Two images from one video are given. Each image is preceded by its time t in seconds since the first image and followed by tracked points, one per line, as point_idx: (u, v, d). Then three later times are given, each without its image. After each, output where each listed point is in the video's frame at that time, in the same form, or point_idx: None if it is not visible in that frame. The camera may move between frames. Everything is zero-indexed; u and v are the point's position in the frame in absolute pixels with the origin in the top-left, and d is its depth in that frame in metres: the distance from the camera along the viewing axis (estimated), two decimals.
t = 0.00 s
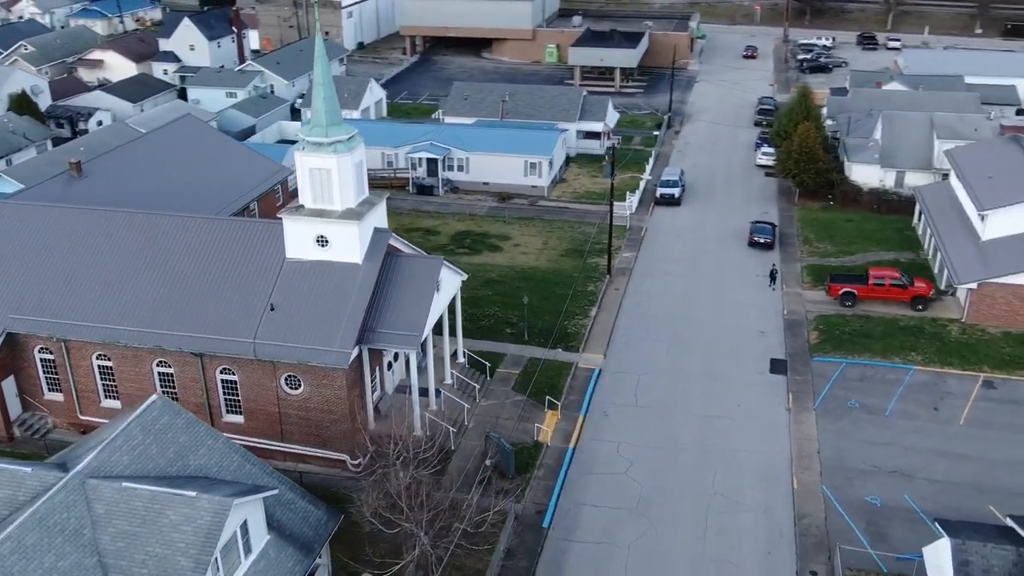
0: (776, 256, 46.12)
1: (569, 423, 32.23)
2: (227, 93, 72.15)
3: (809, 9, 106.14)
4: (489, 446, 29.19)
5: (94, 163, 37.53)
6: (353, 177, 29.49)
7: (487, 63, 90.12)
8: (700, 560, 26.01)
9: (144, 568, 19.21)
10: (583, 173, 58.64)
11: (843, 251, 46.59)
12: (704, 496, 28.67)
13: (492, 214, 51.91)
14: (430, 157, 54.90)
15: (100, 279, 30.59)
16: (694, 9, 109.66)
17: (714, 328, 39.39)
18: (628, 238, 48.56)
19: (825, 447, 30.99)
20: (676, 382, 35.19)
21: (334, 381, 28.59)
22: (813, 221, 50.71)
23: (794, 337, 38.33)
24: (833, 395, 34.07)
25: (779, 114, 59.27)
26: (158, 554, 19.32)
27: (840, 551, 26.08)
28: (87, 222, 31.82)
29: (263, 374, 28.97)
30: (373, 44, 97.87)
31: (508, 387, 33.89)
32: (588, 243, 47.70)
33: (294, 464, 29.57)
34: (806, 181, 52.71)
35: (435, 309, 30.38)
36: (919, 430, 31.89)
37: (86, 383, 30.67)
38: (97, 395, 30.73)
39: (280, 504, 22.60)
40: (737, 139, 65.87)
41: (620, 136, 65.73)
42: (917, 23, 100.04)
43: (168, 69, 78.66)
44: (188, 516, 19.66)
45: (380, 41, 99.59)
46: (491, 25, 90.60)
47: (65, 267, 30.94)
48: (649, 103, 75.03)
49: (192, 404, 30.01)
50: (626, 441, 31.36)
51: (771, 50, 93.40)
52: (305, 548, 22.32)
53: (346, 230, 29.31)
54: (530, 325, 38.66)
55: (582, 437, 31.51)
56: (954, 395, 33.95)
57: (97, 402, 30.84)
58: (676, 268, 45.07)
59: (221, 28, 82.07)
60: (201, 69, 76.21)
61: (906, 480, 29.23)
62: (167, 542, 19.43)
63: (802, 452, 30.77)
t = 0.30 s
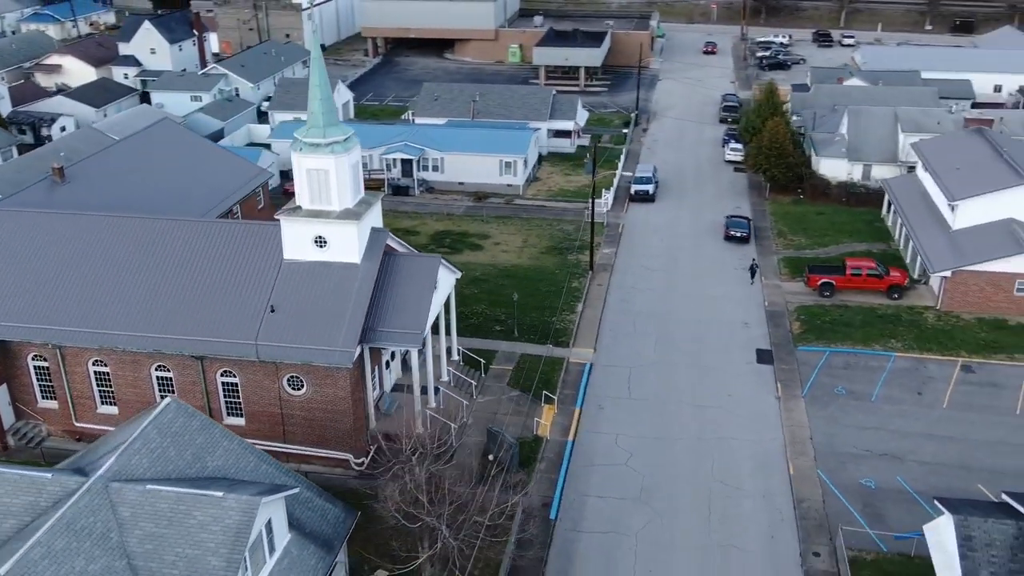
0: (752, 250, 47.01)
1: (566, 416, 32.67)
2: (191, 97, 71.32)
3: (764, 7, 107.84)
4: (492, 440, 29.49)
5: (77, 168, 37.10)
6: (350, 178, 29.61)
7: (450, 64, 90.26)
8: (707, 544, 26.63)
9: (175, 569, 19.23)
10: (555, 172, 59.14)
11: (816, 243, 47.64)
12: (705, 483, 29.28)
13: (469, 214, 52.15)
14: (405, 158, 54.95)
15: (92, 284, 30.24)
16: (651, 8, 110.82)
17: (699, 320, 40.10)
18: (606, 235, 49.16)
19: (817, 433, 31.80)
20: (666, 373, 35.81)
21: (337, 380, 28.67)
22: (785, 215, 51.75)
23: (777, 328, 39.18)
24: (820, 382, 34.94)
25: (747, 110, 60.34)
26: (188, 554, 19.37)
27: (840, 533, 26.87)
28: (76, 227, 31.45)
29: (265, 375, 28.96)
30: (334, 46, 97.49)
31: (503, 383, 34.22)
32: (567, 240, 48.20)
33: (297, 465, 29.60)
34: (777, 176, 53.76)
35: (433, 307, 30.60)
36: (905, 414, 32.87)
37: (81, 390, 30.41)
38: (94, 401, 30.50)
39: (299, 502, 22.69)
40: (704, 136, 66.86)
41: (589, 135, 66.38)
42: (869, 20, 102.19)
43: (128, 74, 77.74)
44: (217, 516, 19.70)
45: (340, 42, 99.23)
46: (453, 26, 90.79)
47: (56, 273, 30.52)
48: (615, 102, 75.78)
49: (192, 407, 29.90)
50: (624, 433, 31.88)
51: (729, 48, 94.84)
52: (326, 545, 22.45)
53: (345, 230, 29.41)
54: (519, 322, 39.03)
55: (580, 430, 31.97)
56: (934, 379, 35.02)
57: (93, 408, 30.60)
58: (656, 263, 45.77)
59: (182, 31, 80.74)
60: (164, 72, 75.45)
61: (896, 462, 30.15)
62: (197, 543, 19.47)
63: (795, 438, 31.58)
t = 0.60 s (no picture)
0: (739, 244, 47.81)
1: (572, 410, 33.13)
2: (167, 99, 70.70)
3: (730, 5, 109.19)
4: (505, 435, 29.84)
5: (72, 171, 36.83)
6: (358, 176, 29.77)
7: (423, 64, 90.37)
8: (722, 531, 27.24)
9: (216, 566, 19.31)
10: (539, 170, 59.61)
11: (801, 236, 48.57)
12: (714, 473, 29.88)
13: (457, 213, 52.39)
14: (390, 158, 55.01)
15: (98, 288, 30.16)
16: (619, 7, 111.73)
17: (693, 314, 40.82)
18: (595, 231, 49.69)
19: (818, 421, 32.59)
20: (665, 367, 36.47)
21: (351, 378, 28.81)
22: (768, 209, 52.67)
23: (770, 320, 40.00)
24: (816, 372, 35.79)
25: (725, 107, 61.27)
26: (229, 551, 19.45)
27: (850, 516, 27.59)
28: (78, 231, 31.37)
29: (277, 375, 29.04)
30: (305, 47, 97.17)
31: (508, 379, 34.58)
32: (557, 237, 48.66)
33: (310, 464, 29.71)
34: (758, 171, 54.68)
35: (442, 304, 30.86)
36: (901, 401, 33.81)
37: (89, 393, 30.28)
38: (101, 404, 30.39)
39: (328, 499, 22.85)
40: (681, 132, 67.75)
41: (569, 133, 66.95)
42: (834, 17, 103.93)
43: (101, 77, 76.35)
44: (255, 512, 19.83)
45: (310, 44, 98.93)
46: (424, 26, 90.77)
47: (60, 277, 30.39)
48: (591, 100, 76.41)
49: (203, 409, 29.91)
50: (630, 425, 32.42)
51: (698, 46, 95.93)
52: (356, 540, 22.64)
53: (355, 229, 29.55)
54: (518, 319, 39.40)
55: (587, 423, 32.45)
56: (927, 367, 36.03)
57: (100, 412, 30.48)
58: (646, 258, 46.41)
59: (153, 34, 79.94)
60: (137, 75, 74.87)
61: (897, 448, 31.04)
62: (236, 539, 19.58)
63: (797, 426, 32.30)
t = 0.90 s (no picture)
0: (742, 239, 48.38)
1: (592, 404, 33.52)
2: (161, 101, 70.52)
3: (715, 4, 110.05)
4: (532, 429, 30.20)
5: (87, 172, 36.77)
6: (382, 175, 29.97)
7: (414, 64, 90.46)
8: (749, 520, 27.75)
9: (273, 559, 19.51)
10: (538, 168, 59.97)
11: (803, 231, 49.21)
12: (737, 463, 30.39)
13: (460, 212, 52.61)
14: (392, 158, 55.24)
15: (124, 288, 30.26)
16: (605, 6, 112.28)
17: (703, 309, 41.35)
18: (599, 229, 50.10)
19: (834, 411, 33.17)
20: (680, 361, 36.97)
21: (378, 375, 29.02)
22: (768, 205, 53.30)
23: (779, 313, 40.58)
24: (828, 363, 36.40)
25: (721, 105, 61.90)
26: (284, 544, 19.66)
27: (873, 504, 28.15)
28: (102, 233, 31.46)
29: (306, 372, 29.21)
30: (293, 48, 97.03)
31: (527, 374, 34.93)
32: (562, 235, 49.03)
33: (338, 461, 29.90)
34: (757, 168, 55.32)
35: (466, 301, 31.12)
36: (913, 391, 34.49)
37: (115, 393, 30.32)
38: (127, 404, 30.45)
39: (371, 492, 23.08)
40: (676, 130, 68.31)
41: (565, 132, 67.36)
42: (819, 16, 104.98)
43: (91, 79, 75.89)
44: (308, 506, 20.04)
45: (299, 45, 98.78)
46: (415, 26, 90.88)
47: (85, 279, 30.47)
48: (584, 99, 76.83)
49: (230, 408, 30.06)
50: (651, 418, 32.91)
51: (686, 45, 96.63)
52: (400, 533, 22.90)
53: (380, 227, 29.77)
54: (531, 315, 39.71)
55: (608, 416, 32.86)
56: (936, 357, 36.73)
57: (126, 412, 30.53)
58: (652, 254, 46.88)
59: (144, 35, 79.67)
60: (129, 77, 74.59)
61: (913, 436, 31.68)
62: (291, 532, 19.79)
63: (815, 417, 32.90)
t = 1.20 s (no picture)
0: (748, 236, 48.87)
1: (615, 399, 33.88)
2: (158, 102, 70.33)
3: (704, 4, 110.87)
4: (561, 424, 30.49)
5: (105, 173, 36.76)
6: (410, 174, 30.25)
7: (407, 64, 90.57)
8: (780, 510, 28.20)
9: (332, 553, 19.71)
10: (540, 167, 60.29)
11: (808, 227, 49.78)
12: (763, 456, 30.83)
13: (467, 211, 52.85)
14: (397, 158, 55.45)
15: (152, 288, 30.34)
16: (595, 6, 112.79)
17: (716, 304, 41.79)
18: (607, 227, 50.49)
19: (853, 403, 33.71)
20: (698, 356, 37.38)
21: (409, 373, 29.23)
22: (771, 202, 53.86)
23: (792, 308, 41.10)
24: (844, 357, 36.96)
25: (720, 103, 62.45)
26: (342, 538, 19.87)
27: (900, 493, 28.66)
28: (129, 233, 31.54)
29: (337, 369, 29.36)
30: (285, 49, 96.88)
31: (549, 370, 35.23)
32: (570, 233, 49.37)
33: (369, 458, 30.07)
34: (759, 165, 55.90)
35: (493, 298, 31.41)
36: (928, 383, 35.10)
37: (144, 393, 30.35)
38: (156, 404, 30.48)
39: (416, 487, 23.29)
40: (674, 128, 68.84)
41: (564, 131, 67.72)
42: (807, 15, 106.00)
43: (86, 80, 75.62)
44: (364, 500, 20.24)
45: (290, 45, 98.61)
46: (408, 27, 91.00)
47: (113, 278, 30.53)
48: (581, 98, 77.24)
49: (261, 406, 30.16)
50: (674, 412, 33.30)
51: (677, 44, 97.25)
52: (447, 526, 23.13)
53: (409, 225, 30.02)
54: (547, 312, 40.02)
55: (631, 411, 33.23)
56: (948, 350, 37.38)
57: (155, 412, 30.56)
58: (661, 251, 47.29)
59: (138, 36, 79.39)
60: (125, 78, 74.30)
61: (933, 427, 32.26)
62: (349, 526, 20.00)
63: (835, 409, 33.43)
